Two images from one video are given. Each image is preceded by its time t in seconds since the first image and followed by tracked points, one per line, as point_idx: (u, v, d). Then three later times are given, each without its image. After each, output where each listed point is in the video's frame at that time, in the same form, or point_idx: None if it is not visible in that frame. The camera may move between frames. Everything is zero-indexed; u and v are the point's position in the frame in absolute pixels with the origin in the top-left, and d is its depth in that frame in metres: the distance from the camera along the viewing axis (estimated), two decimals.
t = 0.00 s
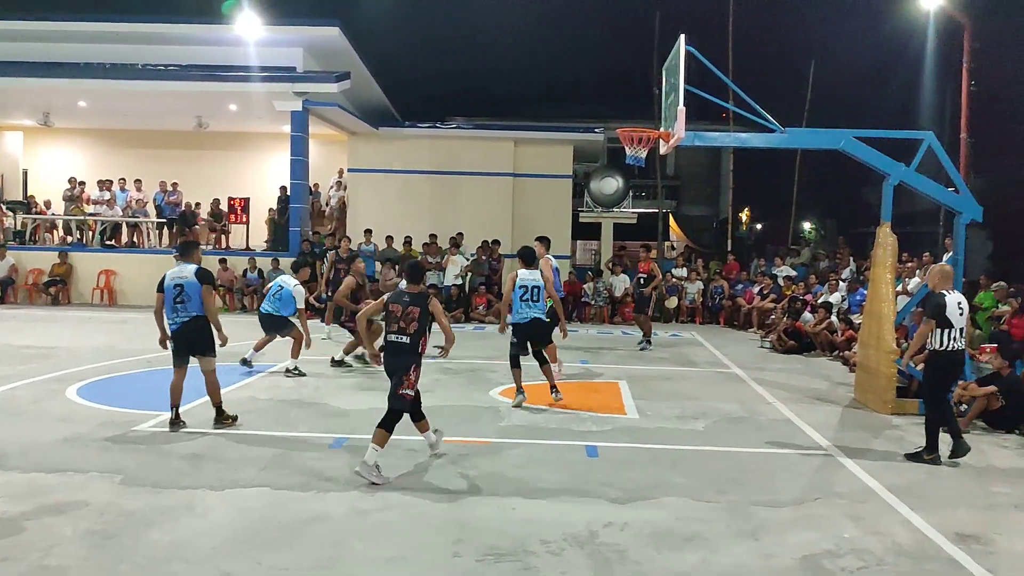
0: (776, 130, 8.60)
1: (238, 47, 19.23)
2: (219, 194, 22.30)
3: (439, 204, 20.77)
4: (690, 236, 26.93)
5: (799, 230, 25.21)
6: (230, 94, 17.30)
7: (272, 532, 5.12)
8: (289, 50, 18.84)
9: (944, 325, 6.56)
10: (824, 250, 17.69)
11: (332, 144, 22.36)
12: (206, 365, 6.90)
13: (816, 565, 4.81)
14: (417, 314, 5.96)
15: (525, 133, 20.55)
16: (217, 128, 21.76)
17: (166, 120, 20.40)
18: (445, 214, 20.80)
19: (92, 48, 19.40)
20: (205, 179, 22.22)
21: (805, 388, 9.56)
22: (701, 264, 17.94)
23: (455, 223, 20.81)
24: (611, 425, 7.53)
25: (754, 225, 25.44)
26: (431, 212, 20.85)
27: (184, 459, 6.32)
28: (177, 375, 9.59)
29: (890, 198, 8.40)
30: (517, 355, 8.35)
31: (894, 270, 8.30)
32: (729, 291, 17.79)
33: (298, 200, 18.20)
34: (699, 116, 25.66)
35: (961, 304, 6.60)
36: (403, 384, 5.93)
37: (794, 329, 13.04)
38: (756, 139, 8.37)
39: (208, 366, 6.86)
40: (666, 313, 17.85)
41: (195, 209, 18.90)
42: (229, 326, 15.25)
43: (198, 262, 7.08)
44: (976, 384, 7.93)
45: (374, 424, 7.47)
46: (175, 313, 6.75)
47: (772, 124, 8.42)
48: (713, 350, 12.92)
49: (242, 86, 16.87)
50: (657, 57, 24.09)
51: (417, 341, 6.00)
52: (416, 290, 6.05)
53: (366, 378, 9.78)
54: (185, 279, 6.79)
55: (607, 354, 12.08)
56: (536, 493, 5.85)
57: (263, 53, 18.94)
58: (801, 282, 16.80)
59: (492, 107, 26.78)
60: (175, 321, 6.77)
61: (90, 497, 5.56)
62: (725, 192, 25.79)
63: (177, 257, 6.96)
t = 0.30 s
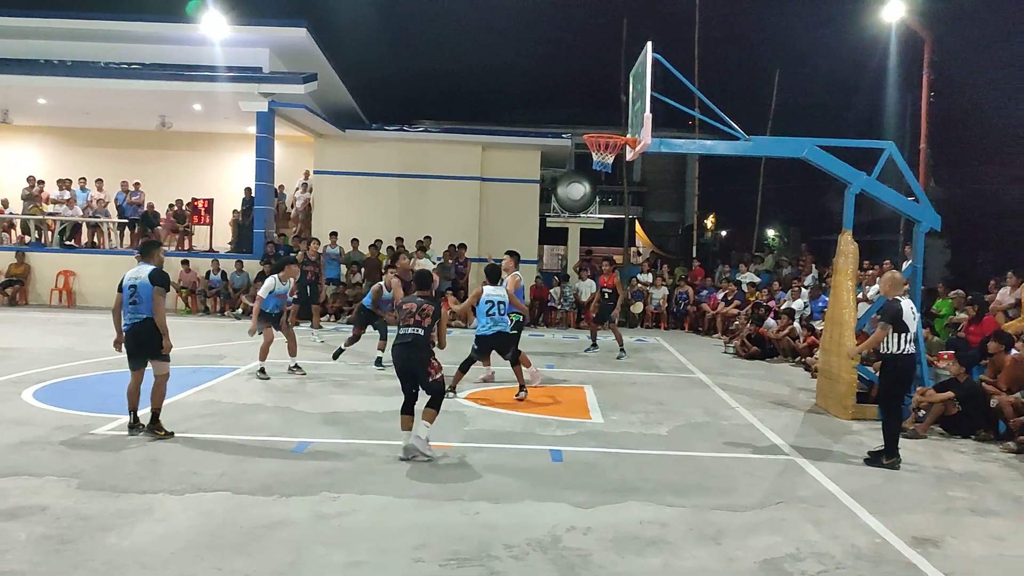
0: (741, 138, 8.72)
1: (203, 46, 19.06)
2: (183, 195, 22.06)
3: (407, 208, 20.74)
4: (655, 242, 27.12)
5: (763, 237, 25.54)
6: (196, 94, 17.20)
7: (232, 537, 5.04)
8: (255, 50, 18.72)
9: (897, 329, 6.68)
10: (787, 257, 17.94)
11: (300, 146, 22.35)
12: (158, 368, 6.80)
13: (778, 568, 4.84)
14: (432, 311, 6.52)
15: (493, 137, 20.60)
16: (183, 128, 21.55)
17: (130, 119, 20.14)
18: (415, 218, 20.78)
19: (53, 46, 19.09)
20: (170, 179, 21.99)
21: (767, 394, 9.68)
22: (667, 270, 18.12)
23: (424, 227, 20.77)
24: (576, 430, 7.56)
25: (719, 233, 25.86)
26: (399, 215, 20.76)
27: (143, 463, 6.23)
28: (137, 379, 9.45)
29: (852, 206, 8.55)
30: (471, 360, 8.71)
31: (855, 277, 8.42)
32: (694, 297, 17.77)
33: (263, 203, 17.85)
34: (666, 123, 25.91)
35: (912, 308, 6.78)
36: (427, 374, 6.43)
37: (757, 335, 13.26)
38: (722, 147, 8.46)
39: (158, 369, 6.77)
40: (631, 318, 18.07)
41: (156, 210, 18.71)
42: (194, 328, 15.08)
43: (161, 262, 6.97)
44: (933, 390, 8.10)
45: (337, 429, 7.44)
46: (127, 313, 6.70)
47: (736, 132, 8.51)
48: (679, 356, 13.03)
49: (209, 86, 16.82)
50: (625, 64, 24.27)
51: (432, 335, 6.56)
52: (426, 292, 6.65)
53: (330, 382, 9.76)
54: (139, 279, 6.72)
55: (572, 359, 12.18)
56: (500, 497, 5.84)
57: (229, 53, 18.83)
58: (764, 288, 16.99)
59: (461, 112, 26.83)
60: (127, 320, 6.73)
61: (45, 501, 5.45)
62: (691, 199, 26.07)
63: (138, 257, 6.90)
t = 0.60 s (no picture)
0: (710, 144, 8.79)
1: (173, 45, 18.87)
2: (152, 195, 21.82)
3: (380, 209, 20.69)
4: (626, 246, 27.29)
5: (732, 242, 25.80)
6: (165, 93, 17.08)
7: (196, 541, 4.98)
8: (225, 49, 18.59)
9: (866, 333, 6.77)
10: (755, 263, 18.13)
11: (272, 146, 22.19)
12: (119, 372, 6.68)
13: (744, 570, 4.86)
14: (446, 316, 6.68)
15: (465, 139, 20.65)
16: (152, 127, 21.32)
17: (97, 117, 19.89)
18: (388, 219, 20.72)
19: (19, 42, 18.80)
20: (138, 179, 21.74)
21: (735, 397, 9.78)
22: (637, 274, 18.26)
23: (396, 229, 20.71)
24: (546, 433, 7.59)
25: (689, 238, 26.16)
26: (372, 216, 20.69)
27: (106, 467, 6.15)
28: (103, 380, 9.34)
29: (819, 213, 8.66)
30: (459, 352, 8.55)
31: (821, 283, 8.52)
32: (663, 301, 17.96)
33: (232, 203, 17.94)
34: (638, 128, 26.13)
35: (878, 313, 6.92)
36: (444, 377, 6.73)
37: (726, 339, 13.38)
38: (692, 152, 8.52)
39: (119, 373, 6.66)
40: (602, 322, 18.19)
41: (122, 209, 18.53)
42: (162, 329, 14.91)
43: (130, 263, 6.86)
44: (897, 395, 8.24)
45: (305, 431, 7.40)
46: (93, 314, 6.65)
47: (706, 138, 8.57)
48: (648, 359, 13.12)
49: (178, 85, 16.69)
50: (596, 68, 24.44)
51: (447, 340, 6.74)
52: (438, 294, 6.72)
53: (297, 384, 9.72)
54: (106, 280, 6.65)
55: (541, 362, 12.23)
56: (469, 501, 5.83)
57: (200, 52, 18.70)
58: (733, 293, 17.15)
59: (434, 114, 26.83)
60: (93, 321, 6.68)
61: (4, 505, 5.35)
62: (662, 203, 26.27)
63: (108, 257, 6.83)
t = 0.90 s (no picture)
0: (685, 146, 8.84)
1: (148, 41, 18.70)
2: (125, 192, 21.59)
3: (358, 208, 20.63)
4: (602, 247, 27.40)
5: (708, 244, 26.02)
6: (138, 90, 16.95)
7: (167, 542, 4.93)
8: (200, 46, 18.48)
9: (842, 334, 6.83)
10: (730, 264, 18.28)
11: (247, 144, 22.02)
12: (88, 372, 6.60)
13: (717, 570, 4.87)
14: (451, 301, 7.12)
15: (443, 139, 20.66)
16: (126, 124, 21.11)
17: (68, 113, 19.65)
18: (366, 219, 20.66)
19: None
20: (110, 175, 21.50)
21: (710, 398, 9.86)
22: (613, 275, 18.36)
23: (374, 228, 20.67)
24: (521, 434, 7.62)
25: (665, 239, 26.34)
26: (348, 216, 20.61)
27: (77, 468, 6.09)
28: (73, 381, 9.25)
29: (793, 215, 8.73)
30: (472, 357, 8.60)
31: (795, 285, 8.59)
32: (639, 302, 18.09)
33: (207, 201, 17.76)
34: (614, 130, 26.27)
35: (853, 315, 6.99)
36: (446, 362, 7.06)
37: (701, 340, 13.48)
38: (668, 155, 8.56)
39: (88, 374, 6.58)
40: (577, 322, 18.30)
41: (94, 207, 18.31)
42: (133, 328, 14.76)
43: (103, 261, 6.79)
44: (869, 397, 8.35)
45: (279, 432, 7.37)
46: (65, 314, 6.58)
47: (682, 140, 8.61)
48: (624, 360, 13.18)
49: (153, 82, 16.57)
50: (573, 70, 24.55)
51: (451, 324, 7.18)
52: (447, 279, 7.16)
53: (269, 384, 9.68)
54: (79, 280, 6.59)
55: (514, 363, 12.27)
56: (443, 501, 5.82)
57: (174, 49, 18.56)
58: (708, 294, 17.29)
59: (411, 114, 26.80)
60: (64, 321, 6.61)
61: None
62: (638, 205, 26.43)
63: (82, 255, 6.76)
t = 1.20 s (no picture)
0: (670, 144, 8.87)
1: (130, 36, 18.56)
2: (106, 189, 21.43)
3: (343, 206, 20.58)
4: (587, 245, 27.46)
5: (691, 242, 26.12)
6: (120, 85, 16.85)
7: (148, 541, 4.89)
8: (184, 42, 18.41)
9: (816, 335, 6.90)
10: (714, 263, 18.36)
11: (230, 141, 21.90)
12: (67, 370, 6.58)
13: (701, 568, 4.89)
14: (453, 303, 7.42)
15: (428, 137, 20.63)
16: (108, 120, 20.94)
17: (49, 109, 19.48)
18: (351, 217, 20.61)
19: None
20: (91, 172, 21.32)
21: (693, 396, 9.90)
22: (597, 274, 18.40)
23: (359, 226, 20.63)
24: (505, 432, 7.62)
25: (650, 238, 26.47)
26: (333, 213, 20.55)
27: (56, 466, 6.03)
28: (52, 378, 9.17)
29: (777, 215, 8.77)
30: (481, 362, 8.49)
31: (779, 284, 8.64)
32: (624, 300, 18.14)
33: (189, 198, 17.57)
34: (599, 129, 26.35)
35: (831, 314, 7.02)
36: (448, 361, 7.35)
37: (685, 339, 13.54)
38: (652, 153, 8.58)
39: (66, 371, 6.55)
40: (561, 321, 18.35)
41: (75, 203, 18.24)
42: (114, 326, 14.65)
43: (71, 256, 6.70)
44: (851, 394, 8.43)
45: (260, 430, 7.34)
46: (38, 312, 6.54)
47: (667, 138, 8.63)
48: (608, 359, 13.21)
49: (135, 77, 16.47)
50: (558, 68, 24.61)
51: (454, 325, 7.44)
52: (449, 282, 7.51)
53: (251, 382, 9.64)
54: (47, 278, 6.53)
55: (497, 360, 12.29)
56: (427, 499, 5.81)
57: (157, 45, 18.47)
58: (692, 293, 17.35)
59: (396, 111, 26.78)
60: (37, 320, 6.57)
61: None
62: (622, 203, 26.53)
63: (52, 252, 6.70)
